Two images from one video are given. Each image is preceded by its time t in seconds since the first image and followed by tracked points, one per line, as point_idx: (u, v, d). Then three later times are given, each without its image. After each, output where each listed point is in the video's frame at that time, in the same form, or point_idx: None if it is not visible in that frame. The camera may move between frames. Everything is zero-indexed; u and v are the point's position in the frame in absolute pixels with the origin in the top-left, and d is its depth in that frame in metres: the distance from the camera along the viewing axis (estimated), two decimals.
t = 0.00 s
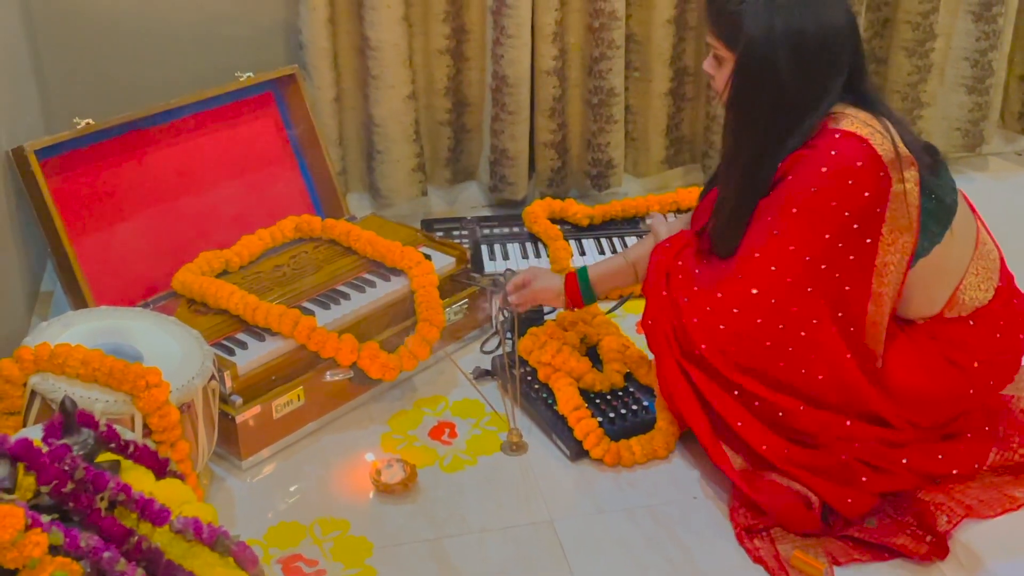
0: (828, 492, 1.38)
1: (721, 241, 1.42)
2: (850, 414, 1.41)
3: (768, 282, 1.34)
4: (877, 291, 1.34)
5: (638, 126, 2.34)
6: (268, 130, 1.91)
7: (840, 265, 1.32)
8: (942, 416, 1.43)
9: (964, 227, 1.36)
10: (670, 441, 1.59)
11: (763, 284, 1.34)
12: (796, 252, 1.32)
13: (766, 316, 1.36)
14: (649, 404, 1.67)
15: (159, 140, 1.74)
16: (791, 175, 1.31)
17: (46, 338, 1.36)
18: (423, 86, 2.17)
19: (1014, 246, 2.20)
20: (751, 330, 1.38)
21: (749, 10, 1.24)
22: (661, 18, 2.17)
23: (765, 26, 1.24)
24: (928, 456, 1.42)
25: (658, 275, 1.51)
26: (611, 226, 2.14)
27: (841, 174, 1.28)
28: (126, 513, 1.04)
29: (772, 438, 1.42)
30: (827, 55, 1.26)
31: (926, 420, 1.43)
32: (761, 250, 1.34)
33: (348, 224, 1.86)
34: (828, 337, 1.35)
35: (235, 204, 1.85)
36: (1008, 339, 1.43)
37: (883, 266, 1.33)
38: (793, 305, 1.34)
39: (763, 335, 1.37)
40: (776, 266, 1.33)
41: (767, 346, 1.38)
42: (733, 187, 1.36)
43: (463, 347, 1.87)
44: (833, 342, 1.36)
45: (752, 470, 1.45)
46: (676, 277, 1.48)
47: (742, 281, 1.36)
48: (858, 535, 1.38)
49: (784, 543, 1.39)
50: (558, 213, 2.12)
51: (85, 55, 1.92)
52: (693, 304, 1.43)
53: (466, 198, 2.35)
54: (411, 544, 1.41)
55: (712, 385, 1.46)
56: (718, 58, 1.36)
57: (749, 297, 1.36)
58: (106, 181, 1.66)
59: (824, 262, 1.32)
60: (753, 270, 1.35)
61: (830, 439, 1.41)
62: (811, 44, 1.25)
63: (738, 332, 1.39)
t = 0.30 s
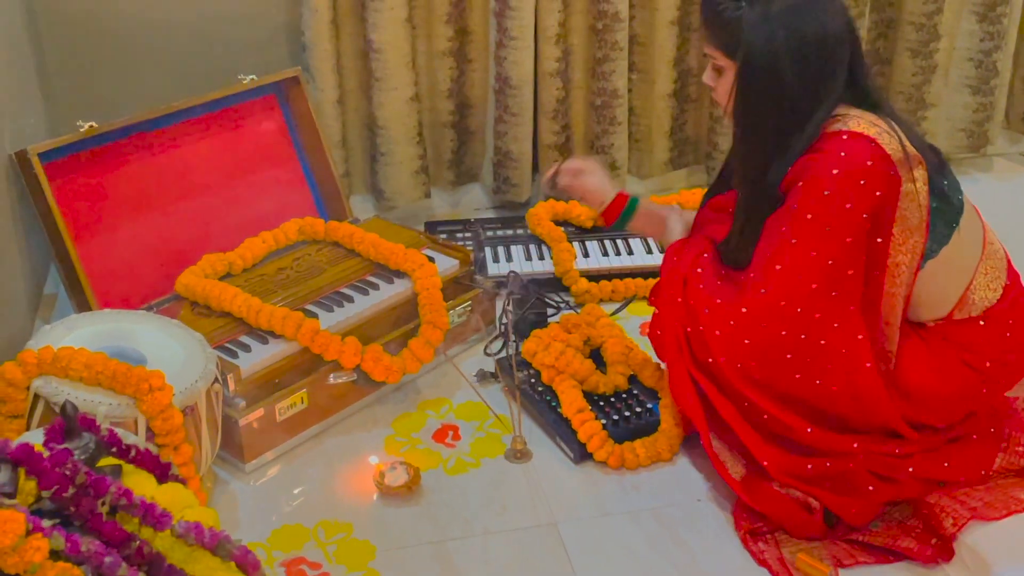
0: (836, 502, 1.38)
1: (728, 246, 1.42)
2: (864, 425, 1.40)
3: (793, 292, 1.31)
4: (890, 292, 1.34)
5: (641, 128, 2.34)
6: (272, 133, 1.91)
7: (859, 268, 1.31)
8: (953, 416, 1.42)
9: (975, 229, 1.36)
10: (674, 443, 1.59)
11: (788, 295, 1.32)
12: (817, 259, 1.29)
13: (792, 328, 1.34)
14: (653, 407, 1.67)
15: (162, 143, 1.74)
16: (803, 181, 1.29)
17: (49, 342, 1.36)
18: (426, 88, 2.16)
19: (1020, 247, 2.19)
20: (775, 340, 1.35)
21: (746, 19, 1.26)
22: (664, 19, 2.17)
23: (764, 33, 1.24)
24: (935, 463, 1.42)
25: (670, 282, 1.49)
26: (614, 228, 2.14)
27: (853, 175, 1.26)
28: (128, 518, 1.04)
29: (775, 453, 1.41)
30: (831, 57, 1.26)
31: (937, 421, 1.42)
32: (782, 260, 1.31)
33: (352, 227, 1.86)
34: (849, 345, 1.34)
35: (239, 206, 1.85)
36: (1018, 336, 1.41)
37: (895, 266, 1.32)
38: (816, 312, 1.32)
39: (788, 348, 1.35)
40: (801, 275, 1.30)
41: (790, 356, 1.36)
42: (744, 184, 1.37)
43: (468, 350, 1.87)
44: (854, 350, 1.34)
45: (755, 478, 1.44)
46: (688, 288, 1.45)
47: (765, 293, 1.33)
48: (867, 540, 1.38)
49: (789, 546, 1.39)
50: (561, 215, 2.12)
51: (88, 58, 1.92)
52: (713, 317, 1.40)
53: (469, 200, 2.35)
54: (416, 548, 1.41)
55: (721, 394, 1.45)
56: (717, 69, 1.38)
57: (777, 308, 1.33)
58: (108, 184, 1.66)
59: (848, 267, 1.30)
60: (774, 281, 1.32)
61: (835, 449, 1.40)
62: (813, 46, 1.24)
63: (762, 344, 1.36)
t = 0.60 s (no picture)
0: (829, 492, 1.37)
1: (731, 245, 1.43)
2: (857, 424, 1.40)
3: (779, 293, 1.32)
4: (887, 297, 1.33)
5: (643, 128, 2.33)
6: (273, 134, 1.91)
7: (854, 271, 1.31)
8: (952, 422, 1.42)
9: (981, 235, 1.36)
10: (675, 442, 1.59)
11: (774, 296, 1.33)
12: (807, 262, 1.30)
13: (778, 330, 1.35)
14: (654, 407, 1.66)
15: (163, 145, 1.74)
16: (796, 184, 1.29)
17: (51, 344, 1.36)
18: (428, 89, 2.16)
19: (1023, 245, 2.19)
20: (762, 338, 1.36)
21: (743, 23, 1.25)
22: (665, 19, 2.18)
23: (759, 32, 1.24)
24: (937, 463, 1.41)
25: (669, 271, 1.53)
26: (615, 228, 2.14)
27: (848, 180, 1.26)
28: (127, 519, 1.04)
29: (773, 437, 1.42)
30: (832, 56, 1.25)
31: (934, 426, 1.41)
32: (771, 260, 1.32)
33: (354, 228, 1.86)
34: (838, 348, 1.34)
35: (240, 207, 1.86)
36: (1018, 347, 1.42)
37: (892, 272, 1.32)
38: (803, 314, 1.33)
39: (775, 348, 1.36)
40: (790, 276, 1.31)
41: (777, 357, 1.37)
42: (739, 180, 1.36)
43: (469, 349, 1.87)
44: (845, 353, 1.35)
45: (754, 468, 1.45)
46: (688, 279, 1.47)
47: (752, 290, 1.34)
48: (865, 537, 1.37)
49: (791, 545, 1.38)
50: (563, 215, 2.11)
51: (90, 61, 1.93)
52: (703, 309, 1.43)
53: (471, 200, 2.35)
54: (416, 548, 1.41)
55: (722, 387, 1.46)
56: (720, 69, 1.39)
57: (763, 308, 1.34)
58: (110, 185, 1.66)
59: (839, 271, 1.30)
60: (759, 282, 1.33)
61: (833, 439, 1.40)
62: (814, 45, 1.24)
63: (751, 343, 1.38)
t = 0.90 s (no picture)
0: (828, 489, 1.38)
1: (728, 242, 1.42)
2: (860, 422, 1.39)
3: (778, 287, 1.33)
4: (888, 296, 1.32)
5: (644, 126, 2.33)
6: (274, 135, 1.91)
7: (854, 269, 1.31)
8: (954, 423, 1.41)
9: (987, 238, 1.36)
10: (677, 442, 1.58)
11: (774, 289, 1.33)
12: (807, 258, 1.30)
13: (779, 324, 1.35)
14: (656, 406, 1.66)
15: (164, 145, 1.74)
16: (798, 181, 1.29)
17: (53, 344, 1.36)
18: (428, 88, 2.16)
19: None
20: (763, 332, 1.36)
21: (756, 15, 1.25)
22: (665, 17, 2.17)
23: (763, 29, 1.24)
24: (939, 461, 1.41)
25: (665, 274, 1.53)
26: (617, 227, 2.14)
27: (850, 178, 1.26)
28: (127, 520, 1.05)
29: (772, 431, 1.42)
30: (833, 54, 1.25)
31: (935, 425, 1.41)
32: (770, 255, 1.32)
33: (355, 228, 1.87)
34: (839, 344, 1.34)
35: (242, 208, 1.86)
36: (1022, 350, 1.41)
37: (894, 271, 1.30)
38: (805, 309, 1.33)
39: (775, 341, 1.37)
40: (789, 272, 1.31)
41: (778, 349, 1.37)
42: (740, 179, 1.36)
43: (471, 350, 1.87)
44: (844, 349, 1.35)
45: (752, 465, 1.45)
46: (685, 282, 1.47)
47: (751, 284, 1.35)
48: (869, 537, 1.37)
49: (793, 544, 1.38)
50: (564, 214, 2.11)
51: (91, 63, 1.93)
52: (702, 308, 1.43)
53: (472, 200, 2.35)
54: (417, 547, 1.41)
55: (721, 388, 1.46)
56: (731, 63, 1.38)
57: (762, 301, 1.34)
58: (111, 186, 1.66)
59: (839, 269, 1.31)
60: (758, 276, 1.34)
61: (832, 438, 1.40)
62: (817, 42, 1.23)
63: (751, 337, 1.38)
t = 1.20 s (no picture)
0: (831, 487, 1.38)
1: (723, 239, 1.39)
2: (865, 419, 1.39)
3: (784, 284, 1.32)
4: (888, 287, 1.31)
5: (645, 123, 2.32)
6: (275, 133, 1.91)
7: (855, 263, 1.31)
8: (955, 415, 1.41)
9: (984, 226, 1.34)
10: (680, 438, 1.58)
11: (780, 287, 1.32)
12: (810, 254, 1.30)
13: (784, 322, 1.34)
14: (658, 403, 1.66)
15: (165, 144, 1.74)
16: (796, 178, 1.29)
17: (55, 343, 1.36)
18: (429, 85, 2.16)
19: None
20: (769, 331, 1.35)
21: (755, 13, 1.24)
22: (667, 14, 2.17)
23: (765, 25, 1.23)
24: (942, 457, 1.41)
25: (659, 281, 1.50)
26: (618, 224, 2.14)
27: (847, 172, 1.26)
28: (130, 519, 1.05)
29: (770, 441, 1.42)
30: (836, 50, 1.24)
31: (939, 418, 1.41)
32: (775, 253, 1.31)
33: (357, 225, 1.86)
34: (842, 340, 1.34)
35: (243, 206, 1.85)
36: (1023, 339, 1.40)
37: (893, 263, 1.30)
38: (810, 305, 1.33)
39: (779, 340, 1.35)
40: (791, 269, 1.31)
41: (783, 348, 1.36)
42: (742, 175, 1.36)
43: (473, 347, 1.87)
44: (847, 345, 1.34)
45: (751, 467, 1.45)
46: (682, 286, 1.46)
47: (756, 283, 1.33)
48: (870, 533, 1.37)
49: (796, 540, 1.38)
50: (566, 211, 2.10)
51: (92, 60, 1.93)
52: (706, 313, 1.40)
53: (474, 197, 2.34)
54: (420, 545, 1.41)
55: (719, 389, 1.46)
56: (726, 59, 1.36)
57: (769, 300, 1.33)
58: (112, 185, 1.66)
59: (842, 264, 1.31)
60: (762, 274, 1.33)
61: (835, 442, 1.40)
62: (819, 38, 1.23)
63: (756, 337, 1.37)
